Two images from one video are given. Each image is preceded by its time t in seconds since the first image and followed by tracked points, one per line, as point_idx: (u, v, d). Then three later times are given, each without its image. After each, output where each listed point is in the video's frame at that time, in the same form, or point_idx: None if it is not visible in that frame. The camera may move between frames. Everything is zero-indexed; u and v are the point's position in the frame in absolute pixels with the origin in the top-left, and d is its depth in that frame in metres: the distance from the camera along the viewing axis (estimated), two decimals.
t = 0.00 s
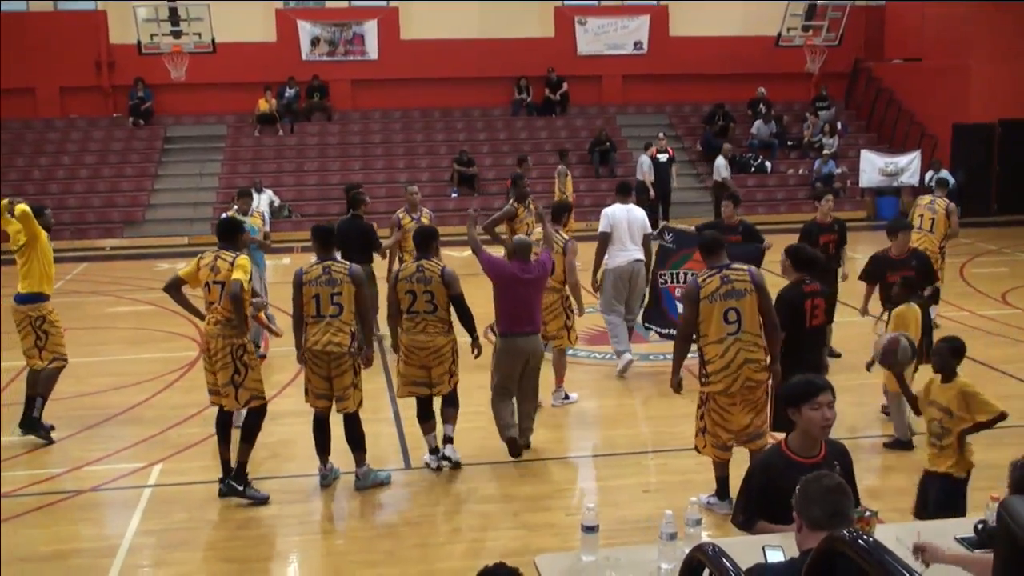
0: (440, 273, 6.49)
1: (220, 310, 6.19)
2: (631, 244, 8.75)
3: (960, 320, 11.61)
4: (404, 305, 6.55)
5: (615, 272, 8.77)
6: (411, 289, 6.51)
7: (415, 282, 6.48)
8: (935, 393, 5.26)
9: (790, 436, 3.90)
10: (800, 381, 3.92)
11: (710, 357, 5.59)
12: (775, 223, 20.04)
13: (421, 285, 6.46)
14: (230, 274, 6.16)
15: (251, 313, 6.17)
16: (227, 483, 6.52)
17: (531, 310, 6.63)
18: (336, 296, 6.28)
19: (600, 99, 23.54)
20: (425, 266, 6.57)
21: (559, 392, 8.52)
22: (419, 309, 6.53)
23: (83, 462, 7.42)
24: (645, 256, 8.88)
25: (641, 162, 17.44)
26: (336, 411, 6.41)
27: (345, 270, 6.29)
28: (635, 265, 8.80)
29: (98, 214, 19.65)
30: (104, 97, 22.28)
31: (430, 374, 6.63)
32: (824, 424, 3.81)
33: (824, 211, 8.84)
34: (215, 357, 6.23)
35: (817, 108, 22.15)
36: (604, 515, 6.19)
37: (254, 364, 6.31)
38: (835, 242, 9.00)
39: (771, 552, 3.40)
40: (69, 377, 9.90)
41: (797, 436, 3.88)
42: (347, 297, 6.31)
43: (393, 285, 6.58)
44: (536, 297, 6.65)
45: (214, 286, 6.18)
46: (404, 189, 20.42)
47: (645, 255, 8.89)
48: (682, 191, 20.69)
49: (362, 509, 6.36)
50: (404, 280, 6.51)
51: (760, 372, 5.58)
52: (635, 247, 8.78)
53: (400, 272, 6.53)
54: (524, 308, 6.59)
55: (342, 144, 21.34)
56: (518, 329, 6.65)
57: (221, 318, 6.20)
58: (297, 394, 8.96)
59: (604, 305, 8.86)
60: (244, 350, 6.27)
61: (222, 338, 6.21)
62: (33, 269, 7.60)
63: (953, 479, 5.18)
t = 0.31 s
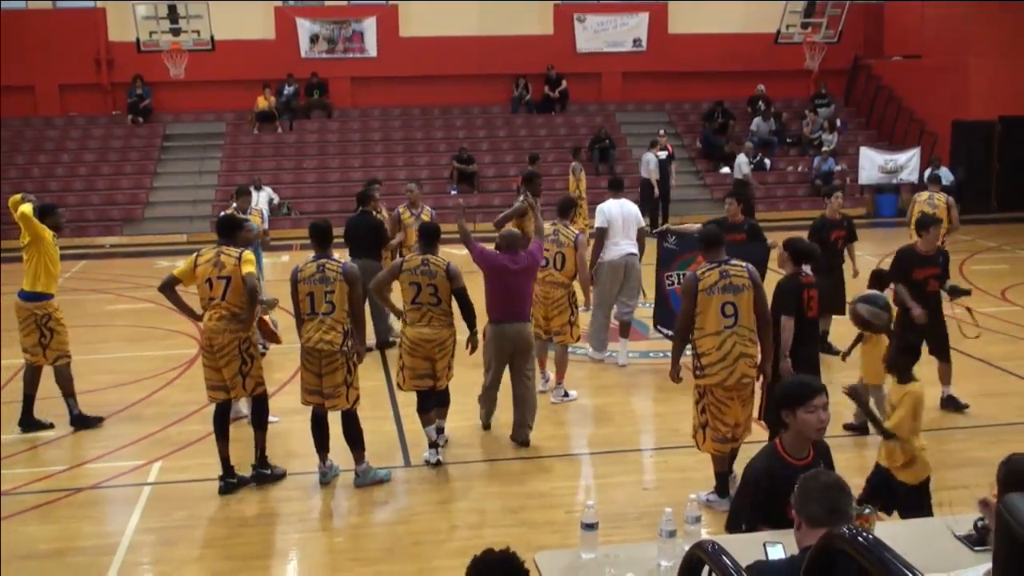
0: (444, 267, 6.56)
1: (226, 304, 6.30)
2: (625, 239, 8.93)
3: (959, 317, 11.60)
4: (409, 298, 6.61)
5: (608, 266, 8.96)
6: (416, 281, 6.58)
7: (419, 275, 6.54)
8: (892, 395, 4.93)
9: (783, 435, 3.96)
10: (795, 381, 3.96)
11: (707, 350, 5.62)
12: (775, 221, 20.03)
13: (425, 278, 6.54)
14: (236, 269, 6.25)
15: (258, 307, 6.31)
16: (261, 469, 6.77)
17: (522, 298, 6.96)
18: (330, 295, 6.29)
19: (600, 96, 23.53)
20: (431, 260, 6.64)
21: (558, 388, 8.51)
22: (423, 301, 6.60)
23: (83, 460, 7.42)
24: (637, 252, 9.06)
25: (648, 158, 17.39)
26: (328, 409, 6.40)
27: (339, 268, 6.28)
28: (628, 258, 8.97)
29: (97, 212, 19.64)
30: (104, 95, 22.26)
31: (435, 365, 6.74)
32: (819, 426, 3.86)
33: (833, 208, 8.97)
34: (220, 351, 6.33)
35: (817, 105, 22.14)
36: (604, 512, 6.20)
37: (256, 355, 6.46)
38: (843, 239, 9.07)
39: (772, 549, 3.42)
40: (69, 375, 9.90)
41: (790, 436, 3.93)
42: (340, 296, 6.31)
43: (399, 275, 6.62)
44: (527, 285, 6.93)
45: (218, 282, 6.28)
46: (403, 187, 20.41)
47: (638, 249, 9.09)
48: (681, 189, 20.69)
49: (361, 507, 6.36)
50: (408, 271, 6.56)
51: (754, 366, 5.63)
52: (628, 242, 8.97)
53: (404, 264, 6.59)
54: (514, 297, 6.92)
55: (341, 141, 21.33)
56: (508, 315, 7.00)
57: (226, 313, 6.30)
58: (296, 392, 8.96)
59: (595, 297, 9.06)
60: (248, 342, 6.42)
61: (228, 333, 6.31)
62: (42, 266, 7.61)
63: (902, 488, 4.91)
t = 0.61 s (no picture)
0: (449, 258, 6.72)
1: (234, 300, 6.35)
2: (613, 235, 8.99)
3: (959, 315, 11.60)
4: (411, 286, 6.77)
5: (597, 263, 8.98)
6: (419, 271, 6.72)
7: (424, 265, 6.68)
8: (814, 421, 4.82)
9: (776, 429, 3.94)
10: (787, 377, 3.92)
11: (708, 339, 5.72)
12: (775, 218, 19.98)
13: (431, 268, 6.69)
14: (248, 266, 6.31)
15: (268, 302, 6.40)
16: (252, 452, 7.11)
17: (511, 291, 7.23)
18: (326, 293, 6.29)
19: (599, 94, 23.53)
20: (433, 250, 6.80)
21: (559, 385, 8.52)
22: (426, 290, 6.76)
23: (83, 457, 7.42)
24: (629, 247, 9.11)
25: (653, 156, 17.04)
26: (325, 407, 6.40)
27: (335, 267, 6.27)
28: (617, 254, 9.00)
29: (97, 210, 19.63)
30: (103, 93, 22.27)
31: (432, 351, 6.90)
32: (811, 421, 3.85)
33: (840, 205, 8.90)
34: (227, 346, 6.38)
35: (817, 103, 22.14)
36: (603, 511, 6.19)
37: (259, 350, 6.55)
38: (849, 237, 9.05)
39: (772, 545, 3.42)
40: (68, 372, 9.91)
41: (788, 433, 3.91)
42: (335, 295, 6.31)
43: (402, 264, 6.74)
44: (512, 277, 7.24)
45: (224, 280, 6.31)
46: (402, 184, 20.40)
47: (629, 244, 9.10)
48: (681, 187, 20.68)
49: (359, 505, 6.36)
50: (412, 261, 6.70)
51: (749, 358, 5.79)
52: (617, 237, 9.01)
53: (408, 252, 6.72)
54: (505, 288, 7.20)
55: (341, 139, 21.32)
56: (498, 307, 7.26)
57: (235, 309, 6.36)
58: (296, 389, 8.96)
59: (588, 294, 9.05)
60: (252, 338, 6.49)
61: (238, 328, 6.38)
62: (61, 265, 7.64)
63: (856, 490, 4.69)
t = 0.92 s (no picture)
0: (442, 255, 6.81)
1: (243, 292, 6.46)
2: (605, 230, 9.00)
3: (957, 313, 11.59)
4: (405, 284, 6.79)
5: (589, 257, 9.06)
6: (413, 269, 6.76)
7: (418, 263, 6.73)
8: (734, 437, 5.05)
9: (766, 417, 3.95)
10: (776, 368, 3.93)
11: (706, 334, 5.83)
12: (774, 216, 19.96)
13: (425, 265, 6.74)
14: (257, 261, 6.42)
15: (275, 295, 6.49)
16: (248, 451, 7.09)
17: (505, 284, 7.32)
18: (318, 291, 6.28)
19: (598, 92, 23.53)
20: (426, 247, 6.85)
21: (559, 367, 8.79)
22: (420, 287, 6.80)
23: (82, 456, 7.41)
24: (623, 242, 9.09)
25: (657, 157, 16.85)
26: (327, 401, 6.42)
27: (328, 265, 6.24)
28: (608, 249, 9.01)
29: (95, 208, 19.62)
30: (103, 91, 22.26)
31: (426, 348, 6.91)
32: (801, 409, 3.88)
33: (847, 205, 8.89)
34: (237, 336, 6.49)
35: (816, 101, 22.19)
36: (601, 509, 6.19)
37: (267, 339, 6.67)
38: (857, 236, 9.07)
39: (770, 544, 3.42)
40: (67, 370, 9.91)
41: (776, 422, 3.91)
42: (328, 293, 6.29)
43: (397, 263, 6.77)
44: (510, 275, 7.29)
45: (231, 272, 6.42)
46: (401, 182, 20.39)
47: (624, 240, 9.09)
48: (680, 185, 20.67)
49: (358, 502, 6.36)
50: (406, 260, 6.74)
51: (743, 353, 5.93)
52: (609, 232, 9.01)
53: (402, 252, 6.76)
54: (500, 282, 7.28)
55: (340, 137, 21.31)
56: (494, 298, 7.37)
57: (244, 299, 6.47)
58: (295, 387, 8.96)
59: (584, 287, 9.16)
60: (261, 327, 6.63)
61: (247, 319, 6.50)
62: (78, 260, 7.69)
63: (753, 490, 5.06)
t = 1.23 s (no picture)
0: (423, 250, 6.90)
1: (248, 286, 6.57)
2: (608, 228, 8.97)
3: (956, 312, 11.59)
4: (390, 283, 6.90)
5: (591, 254, 9.03)
6: (397, 267, 6.87)
7: (401, 261, 6.84)
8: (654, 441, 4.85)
9: (765, 407, 3.98)
10: (775, 356, 3.96)
11: (693, 331, 5.93)
12: (774, 215, 19.94)
13: (407, 261, 6.85)
14: (261, 254, 6.51)
15: (279, 289, 6.59)
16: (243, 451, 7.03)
17: (507, 275, 7.57)
18: (320, 288, 6.30)
19: (597, 91, 23.52)
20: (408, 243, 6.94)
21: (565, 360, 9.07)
22: (404, 285, 6.92)
23: (80, 454, 7.41)
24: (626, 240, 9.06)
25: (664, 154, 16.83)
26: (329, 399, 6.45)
27: (331, 262, 6.26)
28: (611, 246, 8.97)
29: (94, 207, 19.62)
30: (101, 89, 22.25)
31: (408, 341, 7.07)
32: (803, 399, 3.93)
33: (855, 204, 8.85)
34: (243, 330, 6.64)
35: (815, 100, 22.20)
36: (599, 507, 6.19)
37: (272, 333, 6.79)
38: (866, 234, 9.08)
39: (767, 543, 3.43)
40: (65, 369, 9.91)
41: (772, 410, 3.96)
42: (330, 291, 6.30)
43: (380, 261, 6.88)
44: (512, 264, 7.55)
45: (237, 265, 6.53)
46: (400, 181, 20.37)
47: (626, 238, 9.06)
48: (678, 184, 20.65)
49: (357, 501, 6.36)
50: (390, 259, 6.84)
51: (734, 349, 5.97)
52: (612, 231, 8.98)
53: (385, 251, 6.86)
54: (502, 273, 7.53)
55: (339, 136, 21.29)
56: (495, 290, 7.60)
57: (249, 294, 6.59)
58: (294, 386, 8.95)
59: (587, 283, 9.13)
60: (266, 320, 6.75)
61: (252, 313, 6.64)
62: (93, 255, 7.77)
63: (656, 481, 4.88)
